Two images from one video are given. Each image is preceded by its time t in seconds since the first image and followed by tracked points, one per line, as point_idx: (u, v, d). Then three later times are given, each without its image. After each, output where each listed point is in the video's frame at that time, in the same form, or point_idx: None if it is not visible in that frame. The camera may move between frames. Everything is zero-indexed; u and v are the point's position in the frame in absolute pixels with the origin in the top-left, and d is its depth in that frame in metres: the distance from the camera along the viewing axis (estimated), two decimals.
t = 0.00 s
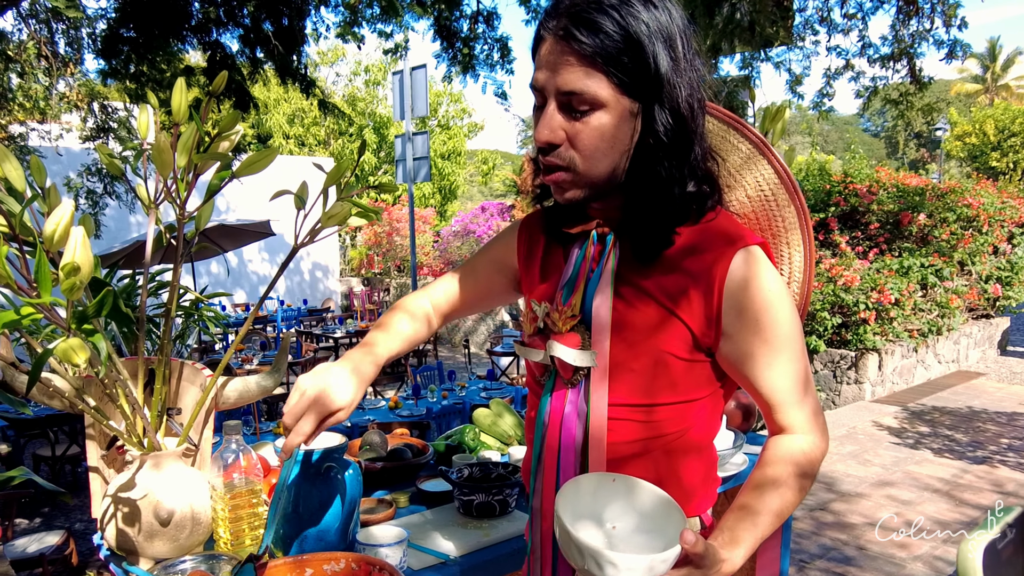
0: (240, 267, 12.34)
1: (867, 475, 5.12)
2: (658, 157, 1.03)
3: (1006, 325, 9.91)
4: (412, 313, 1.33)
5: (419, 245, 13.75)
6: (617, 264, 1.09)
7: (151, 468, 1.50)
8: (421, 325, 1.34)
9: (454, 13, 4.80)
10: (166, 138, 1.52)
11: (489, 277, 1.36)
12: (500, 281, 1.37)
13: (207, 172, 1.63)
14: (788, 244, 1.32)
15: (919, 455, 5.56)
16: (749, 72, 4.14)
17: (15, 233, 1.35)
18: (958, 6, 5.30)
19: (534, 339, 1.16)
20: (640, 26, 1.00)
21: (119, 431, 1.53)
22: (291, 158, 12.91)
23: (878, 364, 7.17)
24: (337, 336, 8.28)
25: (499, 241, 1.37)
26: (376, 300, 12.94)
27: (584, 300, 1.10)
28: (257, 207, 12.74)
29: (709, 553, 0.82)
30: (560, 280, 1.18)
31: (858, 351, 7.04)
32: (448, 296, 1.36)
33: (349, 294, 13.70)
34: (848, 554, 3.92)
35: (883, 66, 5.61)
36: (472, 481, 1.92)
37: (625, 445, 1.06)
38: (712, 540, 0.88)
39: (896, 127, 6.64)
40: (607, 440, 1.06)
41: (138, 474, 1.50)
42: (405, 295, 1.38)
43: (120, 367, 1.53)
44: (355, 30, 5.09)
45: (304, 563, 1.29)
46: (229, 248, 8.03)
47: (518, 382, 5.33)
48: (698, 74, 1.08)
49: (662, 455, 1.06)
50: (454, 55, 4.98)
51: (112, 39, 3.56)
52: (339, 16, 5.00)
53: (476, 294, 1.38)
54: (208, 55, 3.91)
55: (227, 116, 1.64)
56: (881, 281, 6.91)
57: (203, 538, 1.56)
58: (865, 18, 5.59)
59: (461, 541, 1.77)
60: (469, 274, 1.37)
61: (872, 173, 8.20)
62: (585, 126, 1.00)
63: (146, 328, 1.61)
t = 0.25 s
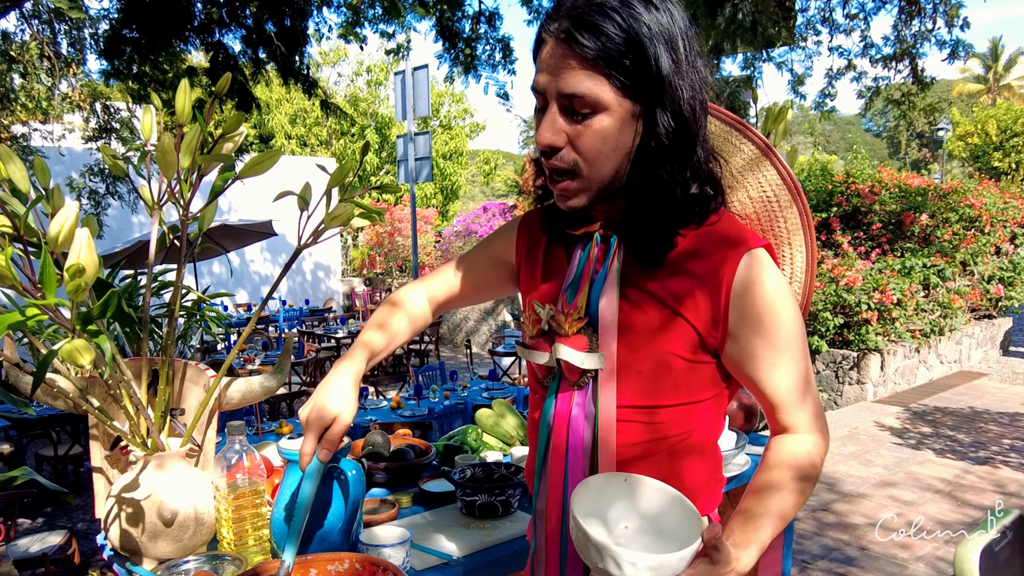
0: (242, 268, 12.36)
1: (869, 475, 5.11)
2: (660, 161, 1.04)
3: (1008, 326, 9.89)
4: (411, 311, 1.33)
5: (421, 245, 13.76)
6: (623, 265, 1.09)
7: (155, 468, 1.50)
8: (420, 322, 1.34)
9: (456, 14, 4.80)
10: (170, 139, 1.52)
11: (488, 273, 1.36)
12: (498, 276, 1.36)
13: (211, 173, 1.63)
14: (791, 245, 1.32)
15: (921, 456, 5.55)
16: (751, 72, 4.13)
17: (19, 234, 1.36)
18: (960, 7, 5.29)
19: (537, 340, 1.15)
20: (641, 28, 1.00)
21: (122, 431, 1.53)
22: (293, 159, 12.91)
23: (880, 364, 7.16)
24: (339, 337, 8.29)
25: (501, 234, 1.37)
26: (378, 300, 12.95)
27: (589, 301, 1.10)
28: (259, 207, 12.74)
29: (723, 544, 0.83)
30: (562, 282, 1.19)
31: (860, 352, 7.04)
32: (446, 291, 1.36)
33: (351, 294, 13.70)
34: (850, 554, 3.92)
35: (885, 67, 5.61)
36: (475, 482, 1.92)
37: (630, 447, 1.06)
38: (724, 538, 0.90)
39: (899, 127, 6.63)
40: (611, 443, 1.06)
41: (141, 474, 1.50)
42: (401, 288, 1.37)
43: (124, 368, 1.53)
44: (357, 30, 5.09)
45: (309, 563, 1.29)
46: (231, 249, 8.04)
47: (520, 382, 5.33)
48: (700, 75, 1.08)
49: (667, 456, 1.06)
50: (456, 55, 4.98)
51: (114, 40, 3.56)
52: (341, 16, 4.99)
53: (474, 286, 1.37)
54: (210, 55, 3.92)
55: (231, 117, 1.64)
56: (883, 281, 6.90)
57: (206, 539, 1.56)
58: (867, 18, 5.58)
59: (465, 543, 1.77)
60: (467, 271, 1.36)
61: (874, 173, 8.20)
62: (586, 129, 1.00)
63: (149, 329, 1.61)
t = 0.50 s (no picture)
0: (244, 268, 12.37)
1: (872, 475, 5.10)
2: (662, 163, 1.04)
3: (1011, 326, 9.87)
4: (416, 319, 1.33)
5: (423, 245, 13.77)
6: (626, 267, 1.09)
7: (159, 468, 1.51)
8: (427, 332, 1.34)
9: (459, 14, 4.81)
10: (175, 139, 1.53)
11: (491, 280, 1.36)
12: (502, 284, 1.37)
13: (215, 174, 1.63)
14: (793, 246, 1.32)
15: (924, 456, 5.54)
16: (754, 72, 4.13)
17: (25, 234, 1.36)
18: (963, 7, 5.28)
19: (540, 343, 1.15)
20: (641, 30, 1.00)
21: (127, 431, 1.54)
22: (295, 159, 12.93)
23: (883, 364, 7.15)
24: (341, 336, 8.30)
25: (500, 243, 1.36)
26: (381, 300, 12.96)
27: (592, 303, 1.11)
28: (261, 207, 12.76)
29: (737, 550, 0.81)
30: (565, 285, 1.19)
31: (862, 352, 7.03)
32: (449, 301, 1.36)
33: (354, 294, 13.71)
34: (852, 555, 3.91)
35: (887, 67, 5.60)
36: (477, 482, 1.92)
37: (634, 447, 1.06)
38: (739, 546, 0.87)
39: (901, 127, 6.63)
40: (615, 444, 1.06)
41: (145, 474, 1.50)
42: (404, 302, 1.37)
43: (129, 367, 1.54)
44: (360, 30, 5.10)
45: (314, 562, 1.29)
46: (234, 249, 8.05)
47: (523, 382, 5.33)
48: (701, 76, 1.08)
49: (670, 457, 1.06)
50: (458, 55, 4.99)
51: (118, 40, 3.57)
52: (343, 17, 5.00)
53: (478, 294, 1.37)
54: (213, 56, 3.93)
55: (235, 118, 1.65)
56: (885, 282, 6.90)
57: (210, 539, 1.57)
58: (870, 18, 5.57)
59: (468, 542, 1.77)
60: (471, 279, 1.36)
61: (877, 173, 8.19)
62: (588, 131, 1.00)
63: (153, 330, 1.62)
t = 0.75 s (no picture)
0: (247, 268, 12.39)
1: (874, 476, 5.10)
2: (658, 168, 1.04)
3: (1013, 326, 9.85)
4: (422, 313, 1.36)
5: (425, 245, 13.78)
6: (623, 269, 1.09)
7: (162, 468, 1.51)
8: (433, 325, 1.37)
9: (461, 14, 4.81)
10: (178, 140, 1.53)
11: (498, 276, 1.36)
12: (508, 280, 1.36)
13: (218, 174, 1.64)
14: (793, 248, 1.33)
15: (926, 456, 5.54)
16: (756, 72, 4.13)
17: (29, 235, 1.37)
18: (966, 7, 5.27)
19: (539, 344, 1.16)
20: (636, 35, 1.00)
21: (130, 431, 1.54)
22: (298, 159, 12.95)
23: (885, 364, 7.14)
24: (343, 337, 8.30)
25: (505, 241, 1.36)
26: (383, 301, 12.96)
27: (589, 304, 1.11)
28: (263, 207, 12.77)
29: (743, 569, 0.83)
30: (565, 282, 1.19)
31: (864, 352, 7.02)
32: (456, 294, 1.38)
33: (356, 294, 13.72)
34: (855, 555, 3.91)
35: (890, 67, 5.59)
36: (480, 482, 1.92)
37: (633, 446, 1.06)
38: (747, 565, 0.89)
39: (903, 127, 6.62)
40: (613, 446, 1.06)
41: (149, 474, 1.51)
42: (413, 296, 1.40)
43: (132, 367, 1.54)
44: (362, 30, 5.10)
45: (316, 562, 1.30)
46: (237, 249, 8.06)
47: (525, 382, 5.33)
48: (697, 80, 1.08)
49: (672, 456, 1.06)
50: (460, 56, 5.00)
51: (120, 41, 3.57)
52: (346, 17, 5.01)
53: (484, 289, 1.38)
54: (216, 56, 3.93)
55: (238, 118, 1.65)
56: (887, 282, 6.90)
57: (213, 538, 1.57)
58: (872, 18, 5.56)
59: (470, 542, 1.77)
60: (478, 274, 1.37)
61: (879, 174, 8.18)
62: (585, 138, 1.01)
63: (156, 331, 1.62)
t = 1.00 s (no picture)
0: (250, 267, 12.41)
1: (877, 476, 5.09)
2: (656, 170, 1.04)
3: (1017, 326, 9.83)
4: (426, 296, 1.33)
5: (428, 245, 13.79)
6: (622, 268, 1.09)
7: (165, 467, 1.51)
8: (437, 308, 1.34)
9: (464, 14, 4.81)
10: (181, 139, 1.53)
11: (500, 268, 1.37)
12: (510, 274, 1.37)
13: (221, 174, 1.64)
14: (793, 245, 1.33)
15: (929, 456, 5.53)
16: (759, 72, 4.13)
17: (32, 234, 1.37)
18: (969, 6, 5.26)
19: (540, 343, 1.16)
20: (634, 37, 1.00)
21: (133, 429, 1.55)
22: (301, 159, 12.97)
23: (888, 364, 7.13)
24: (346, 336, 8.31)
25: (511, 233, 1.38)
26: (386, 300, 12.97)
27: (588, 303, 1.11)
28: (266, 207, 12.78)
29: None
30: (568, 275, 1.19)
31: (868, 352, 7.01)
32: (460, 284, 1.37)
33: (359, 294, 13.73)
34: (858, 555, 3.90)
35: (893, 66, 5.58)
36: (482, 481, 1.93)
37: (633, 444, 1.06)
38: None
39: (907, 127, 6.60)
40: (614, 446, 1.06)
41: (151, 473, 1.51)
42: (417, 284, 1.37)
43: (135, 366, 1.54)
44: (365, 30, 5.11)
45: (318, 560, 1.29)
46: (240, 249, 8.07)
47: (527, 382, 5.33)
48: (695, 81, 1.08)
49: (673, 454, 1.05)
50: (463, 56, 5.00)
51: (124, 41, 3.58)
52: (349, 17, 5.01)
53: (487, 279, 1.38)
54: (219, 56, 3.94)
55: (241, 118, 1.65)
56: (891, 282, 6.89)
57: (216, 536, 1.58)
58: (875, 18, 5.55)
59: (473, 541, 1.77)
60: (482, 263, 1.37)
61: (882, 174, 8.17)
62: (584, 140, 1.01)
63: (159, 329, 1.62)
